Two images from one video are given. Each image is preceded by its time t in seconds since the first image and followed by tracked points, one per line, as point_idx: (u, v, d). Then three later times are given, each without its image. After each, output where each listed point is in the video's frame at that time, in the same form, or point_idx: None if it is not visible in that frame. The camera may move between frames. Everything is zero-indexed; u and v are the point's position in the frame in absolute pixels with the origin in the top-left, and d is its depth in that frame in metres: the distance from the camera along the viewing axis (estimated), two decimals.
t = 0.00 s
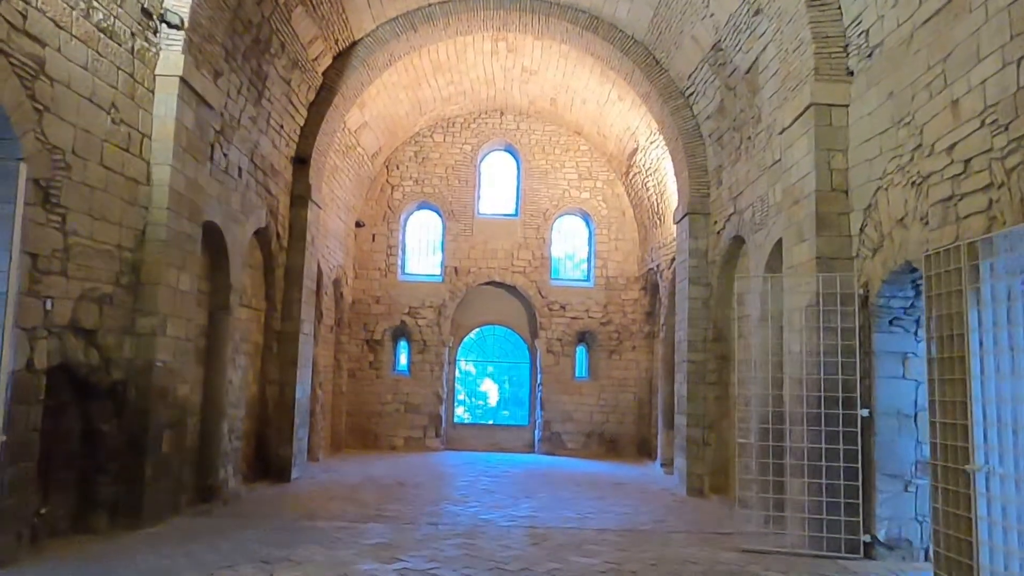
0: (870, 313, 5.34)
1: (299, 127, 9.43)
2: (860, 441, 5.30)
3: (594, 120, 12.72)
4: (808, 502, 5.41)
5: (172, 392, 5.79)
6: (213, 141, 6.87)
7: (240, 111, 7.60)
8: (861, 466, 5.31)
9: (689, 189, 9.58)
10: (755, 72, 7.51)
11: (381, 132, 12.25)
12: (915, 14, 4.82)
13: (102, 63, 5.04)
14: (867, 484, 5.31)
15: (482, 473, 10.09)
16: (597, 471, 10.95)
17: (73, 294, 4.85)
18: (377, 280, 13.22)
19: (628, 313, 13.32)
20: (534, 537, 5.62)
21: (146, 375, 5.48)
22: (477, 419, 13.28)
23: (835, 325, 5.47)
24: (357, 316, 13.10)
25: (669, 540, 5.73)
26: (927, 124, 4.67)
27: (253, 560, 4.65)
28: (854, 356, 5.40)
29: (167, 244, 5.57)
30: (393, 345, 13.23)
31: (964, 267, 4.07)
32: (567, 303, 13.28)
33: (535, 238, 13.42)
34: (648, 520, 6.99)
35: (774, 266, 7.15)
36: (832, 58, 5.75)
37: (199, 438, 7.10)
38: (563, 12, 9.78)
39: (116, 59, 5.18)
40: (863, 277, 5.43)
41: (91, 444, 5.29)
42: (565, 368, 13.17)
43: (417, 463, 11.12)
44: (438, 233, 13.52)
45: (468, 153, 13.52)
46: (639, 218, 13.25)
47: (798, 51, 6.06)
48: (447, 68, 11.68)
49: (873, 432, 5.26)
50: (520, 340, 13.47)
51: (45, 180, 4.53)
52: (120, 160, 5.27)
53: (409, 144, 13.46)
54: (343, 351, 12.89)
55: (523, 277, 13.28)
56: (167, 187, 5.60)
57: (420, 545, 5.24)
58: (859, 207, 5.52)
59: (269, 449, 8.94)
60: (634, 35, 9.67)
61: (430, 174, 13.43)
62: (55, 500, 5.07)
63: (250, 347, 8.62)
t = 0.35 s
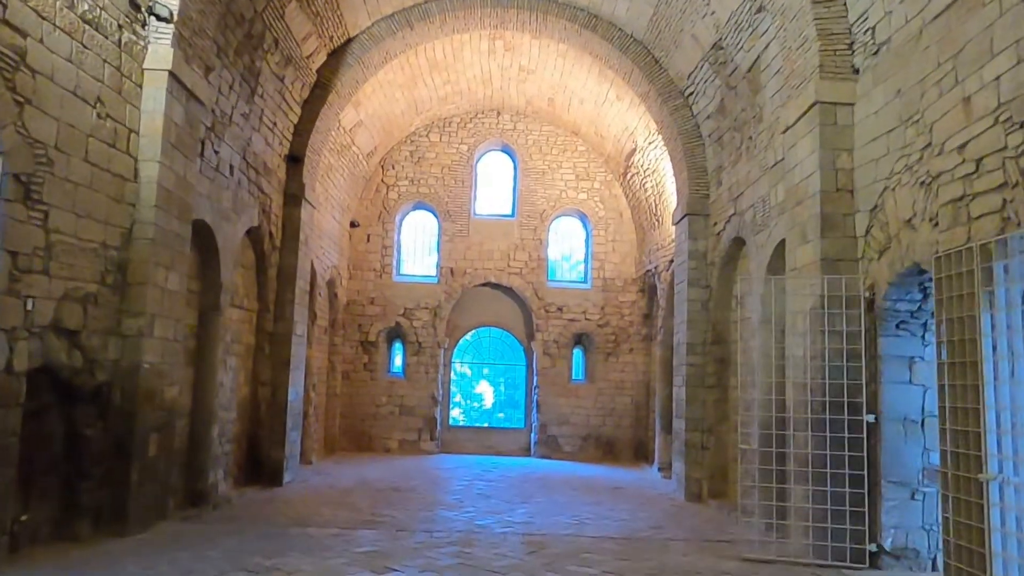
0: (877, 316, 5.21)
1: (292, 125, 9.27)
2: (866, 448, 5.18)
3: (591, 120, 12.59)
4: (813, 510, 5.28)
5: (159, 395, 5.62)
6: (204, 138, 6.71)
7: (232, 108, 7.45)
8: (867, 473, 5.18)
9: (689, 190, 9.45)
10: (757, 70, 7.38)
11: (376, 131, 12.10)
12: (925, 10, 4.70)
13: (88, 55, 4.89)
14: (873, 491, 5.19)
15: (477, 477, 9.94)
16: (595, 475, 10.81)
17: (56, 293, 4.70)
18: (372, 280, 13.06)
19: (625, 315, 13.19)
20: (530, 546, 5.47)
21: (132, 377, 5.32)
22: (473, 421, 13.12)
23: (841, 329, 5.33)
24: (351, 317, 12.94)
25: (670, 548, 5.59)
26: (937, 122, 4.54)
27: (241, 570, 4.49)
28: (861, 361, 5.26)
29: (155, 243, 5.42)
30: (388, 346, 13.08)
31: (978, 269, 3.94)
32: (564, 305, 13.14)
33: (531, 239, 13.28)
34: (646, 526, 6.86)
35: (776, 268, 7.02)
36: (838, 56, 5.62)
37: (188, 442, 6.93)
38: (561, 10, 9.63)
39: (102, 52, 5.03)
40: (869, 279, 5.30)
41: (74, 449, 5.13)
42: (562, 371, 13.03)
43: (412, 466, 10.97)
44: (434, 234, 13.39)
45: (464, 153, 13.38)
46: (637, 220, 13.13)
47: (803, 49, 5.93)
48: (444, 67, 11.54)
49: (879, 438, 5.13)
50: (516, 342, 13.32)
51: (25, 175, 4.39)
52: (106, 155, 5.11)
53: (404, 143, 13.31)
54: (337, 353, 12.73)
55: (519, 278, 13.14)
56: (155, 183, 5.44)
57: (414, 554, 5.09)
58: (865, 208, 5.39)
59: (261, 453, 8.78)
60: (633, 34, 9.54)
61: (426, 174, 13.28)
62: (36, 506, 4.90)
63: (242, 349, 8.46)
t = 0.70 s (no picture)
0: (886, 317, 5.09)
1: (288, 122, 9.12)
2: (875, 451, 5.05)
3: (589, 119, 12.47)
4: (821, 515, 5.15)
5: (150, 395, 5.47)
6: (196, 133, 6.56)
7: (226, 103, 7.29)
8: (876, 478, 5.05)
9: (689, 189, 9.33)
10: (761, 67, 7.26)
11: (372, 129, 11.95)
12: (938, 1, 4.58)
13: (76, 44, 4.75)
14: (882, 497, 5.06)
15: (474, 480, 9.79)
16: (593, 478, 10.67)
17: (41, 289, 4.56)
18: (368, 281, 12.91)
19: (623, 317, 13.06)
20: (531, 551, 5.33)
21: (121, 377, 5.16)
22: (469, 423, 12.96)
23: (849, 329, 5.21)
24: (346, 318, 12.78)
25: (674, 554, 5.46)
26: (950, 117, 4.43)
27: None
28: (870, 362, 5.14)
29: (146, 238, 5.26)
30: (384, 348, 12.94)
31: (995, 268, 3.82)
32: (561, 306, 13.01)
33: (529, 240, 13.15)
34: (647, 530, 6.73)
35: (780, 268, 6.91)
36: (846, 51, 5.50)
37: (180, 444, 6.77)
38: (561, 7, 9.50)
39: (91, 41, 4.88)
40: (879, 278, 5.18)
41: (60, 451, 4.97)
42: (559, 373, 12.89)
43: (408, 469, 10.82)
44: (430, 234, 13.25)
45: (461, 153, 13.24)
46: (635, 221, 13.02)
47: (809, 43, 5.81)
48: (441, 65, 11.41)
49: (888, 441, 5.02)
50: (513, 343, 13.17)
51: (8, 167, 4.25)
52: (95, 148, 4.96)
53: (401, 143, 13.17)
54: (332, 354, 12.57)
55: (516, 279, 13.01)
56: (146, 178, 5.29)
57: (412, 560, 4.94)
58: (874, 205, 5.27)
59: (253, 455, 8.62)
60: (633, 31, 9.41)
61: (422, 174, 13.14)
62: (21, 510, 4.74)
63: (235, 349, 8.30)
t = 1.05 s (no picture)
0: (900, 321, 4.96)
1: (283, 121, 8.94)
2: (889, 459, 4.91)
3: (588, 121, 12.34)
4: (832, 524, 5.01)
5: (139, 399, 5.29)
6: (189, 130, 6.39)
7: (220, 100, 7.12)
8: (889, 487, 4.91)
9: (691, 191, 9.19)
10: (766, 66, 7.13)
11: (368, 129, 11.79)
12: None
13: (64, 34, 4.58)
14: (896, 506, 4.92)
15: (471, 486, 9.62)
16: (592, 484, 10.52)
17: (26, 289, 4.39)
18: (363, 283, 12.73)
19: (621, 320, 12.91)
20: (533, 562, 5.17)
21: (110, 380, 4.99)
22: (465, 428, 12.79)
23: (862, 333, 5.07)
24: (341, 321, 12.60)
25: (680, 564, 5.31)
26: (968, 115, 4.30)
27: None
28: (883, 368, 5.00)
29: (136, 237, 5.09)
30: (379, 351, 12.75)
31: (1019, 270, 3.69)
32: (559, 309, 12.85)
33: (526, 242, 12.99)
34: (650, 538, 6.58)
35: (786, 271, 6.77)
36: (856, 48, 5.38)
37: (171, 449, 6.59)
38: (561, 6, 9.35)
39: (80, 32, 4.72)
40: (891, 280, 5.05)
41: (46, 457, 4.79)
42: (557, 377, 12.73)
43: (403, 474, 10.64)
44: (427, 236, 13.08)
45: (458, 154, 13.08)
46: (634, 223, 12.88)
47: (818, 40, 5.68)
48: (439, 64, 11.26)
49: (902, 449, 4.90)
50: (510, 347, 13.01)
51: None
52: (84, 143, 4.79)
53: (397, 143, 13.01)
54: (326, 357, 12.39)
55: (514, 281, 12.85)
56: (137, 175, 5.11)
57: (410, 570, 4.78)
58: (886, 206, 5.14)
59: (246, 460, 8.43)
60: (635, 31, 9.28)
61: (419, 175, 12.98)
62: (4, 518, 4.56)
63: (227, 352, 8.12)
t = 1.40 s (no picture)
0: (908, 322, 4.85)
1: (276, 118, 8.80)
2: (896, 463, 4.79)
3: (586, 121, 12.23)
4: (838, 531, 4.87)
5: (125, 400, 5.13)
6: (180, 125, 6.25)
7: (212, 96, 6.98)
8: (896, 492, 4.79)
9: (690, 192, 9.08)
10: (767, 63, 7.02)
11: (363, 129, 11.65)
12: None
13: (48, 23, 4.44)
14: (903, 512, 4.79)
15: (467, 490, 9.48)
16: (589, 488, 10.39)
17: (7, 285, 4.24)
18: (357, 285, 12.58)
19: (618, 323, 12.79)
20: (530, 568, 5.03)
21: (94, 381, 4.83)
22: (461, 431, 12.65)
23: (867, 334, 4.95)
24: (335, 323, 12.44)
25: (681, 571, 5.17)
26: (979, 110, 4.19)
27: None
28: (890, 369, 4.88)
29: (122, 233, 4.94)
30: (373, 354, 12.60)
31: None
32: (556, 312, 12.72)
33: (523, 243, 12.87)
34: (649, 544, 6.44)
35: (788, 271, 6.65)
36: (861, 43, 5.26)
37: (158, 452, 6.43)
38: (559, 4, 9.23)
39: (65, 21, 4.58)
40: (898, 280, 4.94)
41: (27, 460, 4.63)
42: (554, 380, 12.60)
43: (398, 478, 10.49)
44: (422, 237, 12.95)
45: (455, 154, 12.95)
46: (631, 225, 12.76)
47: (822, 35, 5.57)
48: (435, 63, 11.14)
49: (910, 452, 4.78)
50: (506, 350, 12.87)
51: None
52: (68, 135, 4.64)
53: (393, 143, 12.88)
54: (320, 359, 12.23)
55: (510, 283, 12.72)
56: (124, 169, 4.97)
57: None
58: (892, 204, 5.03)
59: (237, 464, 8.27)
60: (633, 29, 9.17)
61: (414, 175, 12.84)
62: None
63: (218, 353, 7.96)
